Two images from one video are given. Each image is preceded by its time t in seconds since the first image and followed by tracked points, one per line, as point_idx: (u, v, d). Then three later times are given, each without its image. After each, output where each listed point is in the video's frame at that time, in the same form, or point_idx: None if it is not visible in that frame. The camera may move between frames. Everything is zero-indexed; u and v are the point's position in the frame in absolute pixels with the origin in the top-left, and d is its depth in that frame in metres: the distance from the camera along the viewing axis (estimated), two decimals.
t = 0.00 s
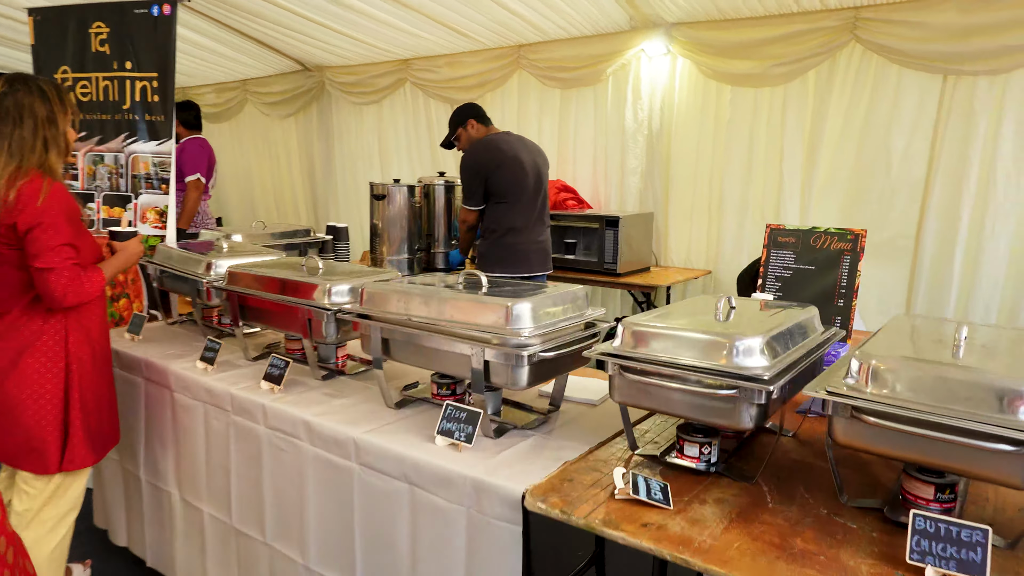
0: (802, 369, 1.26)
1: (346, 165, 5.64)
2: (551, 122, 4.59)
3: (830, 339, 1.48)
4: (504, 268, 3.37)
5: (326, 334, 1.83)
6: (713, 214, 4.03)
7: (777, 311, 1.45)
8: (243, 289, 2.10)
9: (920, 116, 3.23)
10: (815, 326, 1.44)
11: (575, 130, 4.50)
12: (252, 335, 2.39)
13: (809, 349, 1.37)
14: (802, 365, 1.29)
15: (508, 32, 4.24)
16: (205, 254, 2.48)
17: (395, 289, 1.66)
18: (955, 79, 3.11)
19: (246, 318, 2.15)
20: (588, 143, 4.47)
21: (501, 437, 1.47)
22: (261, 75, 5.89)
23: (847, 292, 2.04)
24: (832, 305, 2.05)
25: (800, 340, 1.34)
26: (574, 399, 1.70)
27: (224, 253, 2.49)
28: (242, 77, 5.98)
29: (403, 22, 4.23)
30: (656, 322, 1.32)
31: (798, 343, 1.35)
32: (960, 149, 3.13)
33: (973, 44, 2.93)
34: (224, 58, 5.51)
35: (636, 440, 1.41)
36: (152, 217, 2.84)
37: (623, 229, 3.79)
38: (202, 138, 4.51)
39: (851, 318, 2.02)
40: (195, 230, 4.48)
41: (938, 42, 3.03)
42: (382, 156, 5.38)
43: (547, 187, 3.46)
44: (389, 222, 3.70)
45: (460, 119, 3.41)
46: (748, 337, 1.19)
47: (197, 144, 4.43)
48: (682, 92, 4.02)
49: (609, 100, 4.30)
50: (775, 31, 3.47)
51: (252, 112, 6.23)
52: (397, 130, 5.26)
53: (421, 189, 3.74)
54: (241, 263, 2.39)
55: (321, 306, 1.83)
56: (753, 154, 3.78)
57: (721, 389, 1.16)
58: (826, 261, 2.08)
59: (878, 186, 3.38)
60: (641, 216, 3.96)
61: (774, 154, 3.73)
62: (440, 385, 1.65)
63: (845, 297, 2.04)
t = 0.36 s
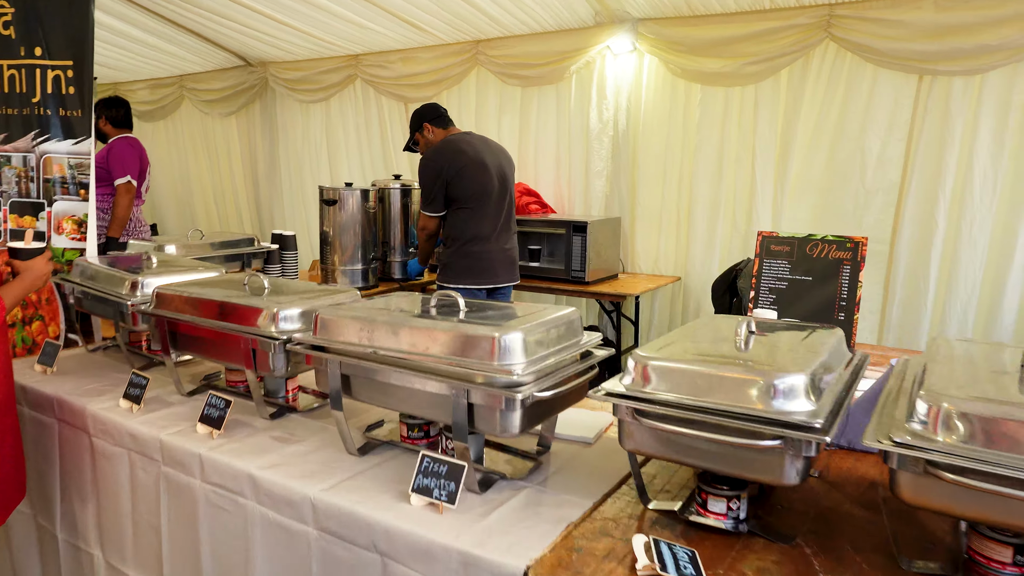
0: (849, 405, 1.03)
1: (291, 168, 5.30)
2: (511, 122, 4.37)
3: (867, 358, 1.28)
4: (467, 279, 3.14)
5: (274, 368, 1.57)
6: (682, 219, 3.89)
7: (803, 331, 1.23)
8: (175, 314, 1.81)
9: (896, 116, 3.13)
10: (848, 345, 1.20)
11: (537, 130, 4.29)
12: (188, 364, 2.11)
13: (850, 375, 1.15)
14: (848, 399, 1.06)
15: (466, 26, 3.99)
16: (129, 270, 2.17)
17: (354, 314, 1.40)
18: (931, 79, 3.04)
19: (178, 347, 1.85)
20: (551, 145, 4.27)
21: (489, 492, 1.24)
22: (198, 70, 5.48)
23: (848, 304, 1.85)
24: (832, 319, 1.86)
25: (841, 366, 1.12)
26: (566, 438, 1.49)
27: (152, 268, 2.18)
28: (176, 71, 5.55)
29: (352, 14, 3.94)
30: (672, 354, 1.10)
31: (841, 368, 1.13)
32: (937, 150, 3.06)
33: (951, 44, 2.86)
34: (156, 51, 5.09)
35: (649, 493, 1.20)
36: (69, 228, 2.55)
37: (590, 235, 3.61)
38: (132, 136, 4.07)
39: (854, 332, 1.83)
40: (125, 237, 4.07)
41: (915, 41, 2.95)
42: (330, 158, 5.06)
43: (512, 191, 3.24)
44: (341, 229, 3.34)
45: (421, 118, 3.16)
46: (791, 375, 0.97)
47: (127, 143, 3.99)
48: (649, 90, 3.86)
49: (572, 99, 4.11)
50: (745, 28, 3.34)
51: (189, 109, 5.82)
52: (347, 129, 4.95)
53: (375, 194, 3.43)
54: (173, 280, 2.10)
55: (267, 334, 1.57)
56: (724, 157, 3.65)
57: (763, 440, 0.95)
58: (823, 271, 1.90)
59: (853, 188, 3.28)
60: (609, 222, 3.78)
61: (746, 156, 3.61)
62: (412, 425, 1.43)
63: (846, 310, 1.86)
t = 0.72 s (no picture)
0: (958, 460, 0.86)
1: (256, 177, 5.02)
2: (487, 125, 4.14)
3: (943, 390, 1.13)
4: (450, 292, 2.91)
5: (242, 409, 1.32)
6: (672, 222, 3.73)
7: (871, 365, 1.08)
8: (124, 346, 1.50)
9: (903, 108, 3.07)
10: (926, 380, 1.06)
11: (515, 133, 4.07)
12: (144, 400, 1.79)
13: (940, 417, 0.99)
14: (952, 450, 0.89)
15: (439, 24, 3.76)
16: (74, 291, 1.85)
17: (340, 349, 1.19)
18: (938, 71, 2.97)
19: (131, 385, 1.54)
20: (529, 147, 4.05)
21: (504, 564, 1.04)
22: (153, 75, 5.16)
23: (884, 320, 1.73)
24: (867, 335, 1.74)
25: (932, 408, 0.96)
26: (588, 485, 1.30)
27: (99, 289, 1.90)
28: (129, 76, 5.21)
29: (317, 12, 3.67)
30: (729, 397, 0.92)
31: (930, 410, 0.97)
32: (947, 152, 2.98)
33: (957, 33, 2.78)
34: (107, 55, 4.76)
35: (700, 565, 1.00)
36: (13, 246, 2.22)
37: (579, 242, 3.41)
38: (91, 145, 3.63)
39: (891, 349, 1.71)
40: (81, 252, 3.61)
41: (918, 31, 2.87)
42: (297, 166, 4.80)
43: (497, 197, 3.02)
44: (312, 240, 3.09)
45: (394, 124, 2.95)
46: (896, 431, 0.79)
47: (85, 153, 3.56)
48: (635, 89, 3.69)
49: (552, 100, 3.90)
50: (737, 20, 3.22)
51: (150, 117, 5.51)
52: (315, 135, 4.70)
53: (347, 203, 3.20)
54: (128, 303, 1.78)
55: (232, 370, 1.32)
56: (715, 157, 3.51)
57: (863, 516, 0.77)
58: (855, 284, 1.77)
59: (855, 185, 3.23)
60: (597, 226, 3.59)
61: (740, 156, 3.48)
62: (406, 476, 1.23)
63: (882, 325, 1.73)
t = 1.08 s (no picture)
0: None
1: (285, 181, 4.88)
2: (524, 126, 3.93)
3: None
4: (486, 303, 2.70)
5: (259, 453, 1.13)
6: (724, 227, 3.48)
7: None
8: (128, 375, 1.32)
9: (983, 102, 2.80)
10: None
11: (553, 133, 3.85)
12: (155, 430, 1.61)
13: None
14: None
15: (473, 20, 3.56)
16: (83, 309, 1.67)
17: (374, 391, 1.00)
18: None
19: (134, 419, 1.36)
20: (569, 148, 3.83)
21: None
22: (183, 79, 5.05)
23: (999, 344, 1.44)
24: (976, 363, 1.46)
25: None
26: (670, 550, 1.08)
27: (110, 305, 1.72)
28: (158, 81, 5.12)
29: (347, 10, 3.49)
30: (876, 468, 0.76)
31: None
32: None
33: None
34: (135, 59, 4.66)
35: None
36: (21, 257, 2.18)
37: (624, 249, 3.19)
38: (114, 150, 3.51)
39: (1009, 380, 1.42)
40: (104, 261, 3.49)
41: (1006, 15, 2.59)
42: (327, 169, 4.65)
43: (538, 202, 2.81)
44: (342, 247, 2.91)
45: (428, 125, 2.76)
46: None
47: (108, 158, 3.44)
48: (683, 84, 3.44)
49: (594, 98, 3.68)
50: (799, 8, 2.97)
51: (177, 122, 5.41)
52: (345, 139, 4.54)
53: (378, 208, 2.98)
54: (140, 321, 1.60)
55: (248, 409, 1.12)
56: (770, 156, 3.27)
57: None
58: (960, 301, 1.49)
59: (928, 186, 2.96)
60: (643, 232, 3.36)
61: (800, 155, 3.22)
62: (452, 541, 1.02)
63: (996, 351, 1.45)
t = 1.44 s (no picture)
0: None
1: (281, 178, 4.70)
2: (533, 127, 3.77)
3: None
4: (492, 311, 2.54)
5: (243, 496, 0.96)
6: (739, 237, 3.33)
7: None
8: (91, 399, 1.16)
9: (1016, 111, 2.65)
10: None
11: (563, 135, 3.69)
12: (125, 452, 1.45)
13: None
14: None
15: (482, 14, 3.40)
16: (47, 316, 1.51)
17: (380, 431, 0.84)
18: None
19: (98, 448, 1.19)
20: (579, 150, 3.67)
21: None
22: (178, 70, 4.87)
23: None
24: None
25: None
26: None
27: (81, 313, 1.55)
28: (151, 71, 4.93)
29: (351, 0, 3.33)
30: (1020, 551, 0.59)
31: None
32: None
33: None
34: (127, 48, 4.48)
35: None
36: None
37: (637, 257, 3.03)
38: (98, 141, 3.34)
39: None
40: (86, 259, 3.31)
41: None
42: (325, 166, 4.47)
43: (549, 207, 2.65)
44: (339, 249, 2.73)
45: (435, 121, 2.60)
46: None
47: (92, 149, 3.27)
48: (701, 87, 3.30)
49: (606, 99, 3.52)
50: (825, 10, 2.82)
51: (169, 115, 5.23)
52: (344, 135, 4.38)
53: (379, 209, 2.87)
54: (111, 332, 1.45)
55: (230, 445, 0.96)
56: (791, 164, 3.11)
57: None
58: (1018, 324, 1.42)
59: (955, 199, 2.81)
60: (656, 239, 3.20)
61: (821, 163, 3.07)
62: None
63: None
